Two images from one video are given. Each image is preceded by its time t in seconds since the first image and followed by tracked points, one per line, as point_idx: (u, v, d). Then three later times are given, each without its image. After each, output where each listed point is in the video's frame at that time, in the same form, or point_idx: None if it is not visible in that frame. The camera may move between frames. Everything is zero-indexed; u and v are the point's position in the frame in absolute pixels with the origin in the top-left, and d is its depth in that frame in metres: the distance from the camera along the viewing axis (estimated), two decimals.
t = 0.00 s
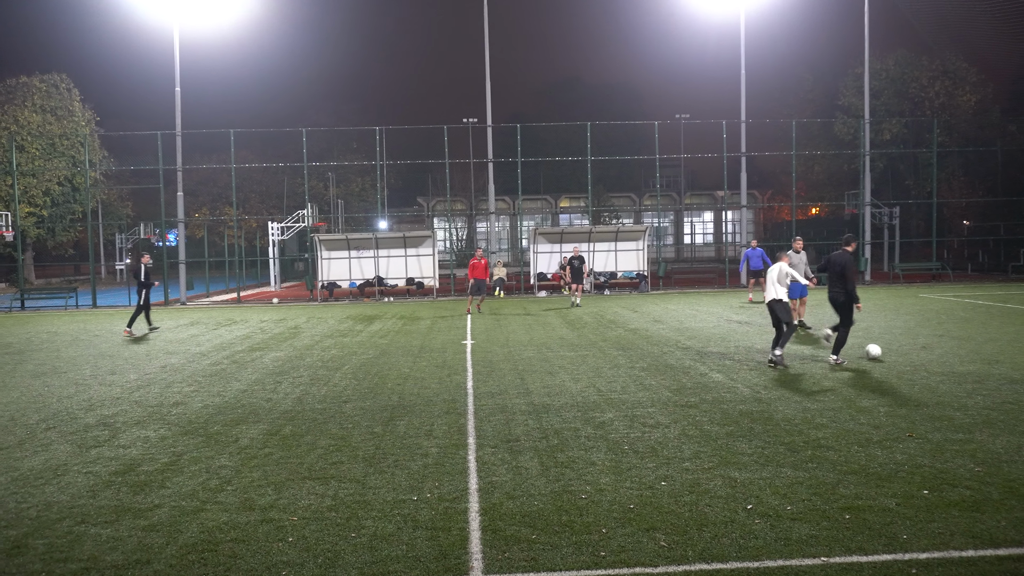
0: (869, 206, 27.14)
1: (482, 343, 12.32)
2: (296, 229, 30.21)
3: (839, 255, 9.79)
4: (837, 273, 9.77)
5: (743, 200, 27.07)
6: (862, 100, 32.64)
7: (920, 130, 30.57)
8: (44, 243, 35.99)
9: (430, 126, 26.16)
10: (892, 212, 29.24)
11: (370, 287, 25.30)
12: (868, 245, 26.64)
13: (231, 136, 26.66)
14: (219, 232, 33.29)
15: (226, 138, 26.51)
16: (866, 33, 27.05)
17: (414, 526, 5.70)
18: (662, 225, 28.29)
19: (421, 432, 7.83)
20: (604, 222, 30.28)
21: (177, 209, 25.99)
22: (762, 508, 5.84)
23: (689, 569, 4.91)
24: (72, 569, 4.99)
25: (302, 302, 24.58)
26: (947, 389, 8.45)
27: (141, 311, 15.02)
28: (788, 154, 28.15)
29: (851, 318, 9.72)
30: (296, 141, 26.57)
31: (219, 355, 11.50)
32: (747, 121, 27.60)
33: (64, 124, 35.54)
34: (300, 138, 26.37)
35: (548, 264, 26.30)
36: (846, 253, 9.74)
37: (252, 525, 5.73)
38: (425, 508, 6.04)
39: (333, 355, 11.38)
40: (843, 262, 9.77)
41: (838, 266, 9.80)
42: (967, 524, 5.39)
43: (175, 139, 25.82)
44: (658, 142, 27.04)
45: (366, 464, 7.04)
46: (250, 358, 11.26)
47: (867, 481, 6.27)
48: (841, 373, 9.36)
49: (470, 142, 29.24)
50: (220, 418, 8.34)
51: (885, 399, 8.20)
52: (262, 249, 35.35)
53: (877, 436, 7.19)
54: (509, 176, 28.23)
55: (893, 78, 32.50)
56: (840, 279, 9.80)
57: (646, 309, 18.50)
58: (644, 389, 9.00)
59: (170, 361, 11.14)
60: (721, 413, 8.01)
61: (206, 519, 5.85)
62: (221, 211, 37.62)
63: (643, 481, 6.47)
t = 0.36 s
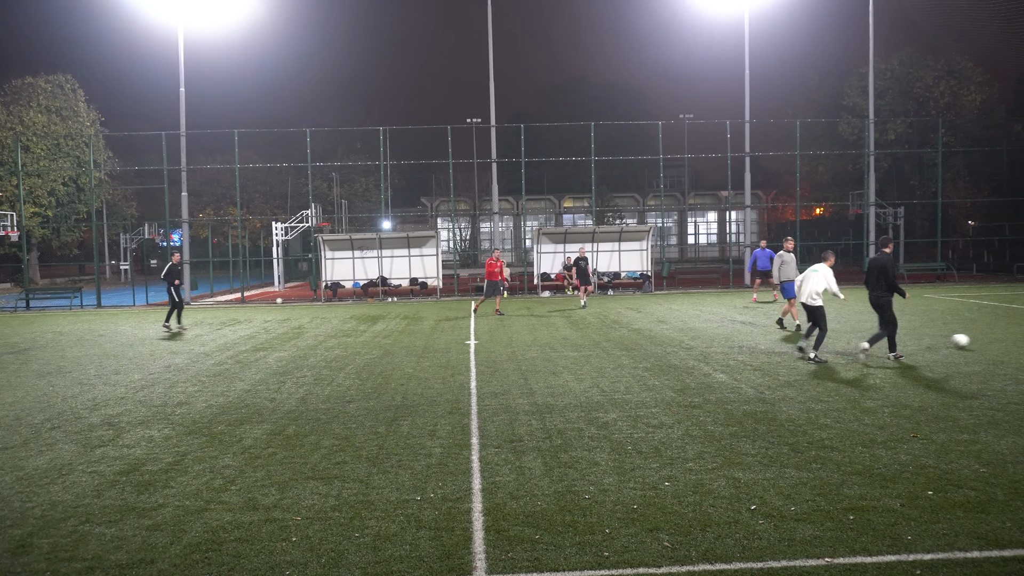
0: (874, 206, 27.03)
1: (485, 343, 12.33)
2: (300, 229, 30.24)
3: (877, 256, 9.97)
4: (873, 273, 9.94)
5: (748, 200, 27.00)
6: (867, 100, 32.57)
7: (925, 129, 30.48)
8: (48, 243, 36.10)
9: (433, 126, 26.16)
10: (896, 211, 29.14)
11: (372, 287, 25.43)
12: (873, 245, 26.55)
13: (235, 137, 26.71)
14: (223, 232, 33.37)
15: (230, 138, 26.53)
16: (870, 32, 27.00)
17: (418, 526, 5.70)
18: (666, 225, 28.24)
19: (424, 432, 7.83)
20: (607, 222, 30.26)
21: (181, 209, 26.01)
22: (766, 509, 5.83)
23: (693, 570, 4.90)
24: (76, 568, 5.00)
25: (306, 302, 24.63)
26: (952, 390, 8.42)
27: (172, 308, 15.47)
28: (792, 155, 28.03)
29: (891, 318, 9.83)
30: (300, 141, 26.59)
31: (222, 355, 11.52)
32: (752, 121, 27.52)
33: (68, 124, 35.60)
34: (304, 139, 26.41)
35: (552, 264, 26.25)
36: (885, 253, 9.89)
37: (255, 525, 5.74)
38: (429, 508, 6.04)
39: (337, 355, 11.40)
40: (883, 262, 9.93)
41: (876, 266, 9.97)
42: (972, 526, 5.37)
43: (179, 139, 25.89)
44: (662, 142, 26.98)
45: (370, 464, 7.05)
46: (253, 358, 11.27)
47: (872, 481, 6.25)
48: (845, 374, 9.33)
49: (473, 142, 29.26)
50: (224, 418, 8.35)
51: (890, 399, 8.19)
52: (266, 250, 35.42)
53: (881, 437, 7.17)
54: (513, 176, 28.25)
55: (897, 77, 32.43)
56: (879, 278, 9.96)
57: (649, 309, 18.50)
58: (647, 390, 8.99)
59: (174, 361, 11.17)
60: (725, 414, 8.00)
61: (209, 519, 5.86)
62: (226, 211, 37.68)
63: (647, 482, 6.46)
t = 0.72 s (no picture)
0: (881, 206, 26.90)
1: (492, 343, 12.33)
2: (307, 230, 30.33)
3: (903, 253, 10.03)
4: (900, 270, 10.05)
5: (755, 201, 26.89)
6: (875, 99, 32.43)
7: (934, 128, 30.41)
8: (57, 243, 36.34)
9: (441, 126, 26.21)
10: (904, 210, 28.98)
11: (381, 287, 25.41)
12: (881, 245, 26.47)
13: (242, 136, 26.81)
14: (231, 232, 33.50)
15: (237, 138, 26.65)
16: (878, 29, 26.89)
17: (425, 525, 5.71)
18: (673, 225, 28.18)
19: (431, 432, 7.84)
20: (614, 222, 30.30)
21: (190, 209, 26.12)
22: (773, 509, 5.82)
23: (700, 571, 4.89)
24: (87, 566, 5.03)
25: (313, 302, 24.72)
26: (960, 391, 8.38)
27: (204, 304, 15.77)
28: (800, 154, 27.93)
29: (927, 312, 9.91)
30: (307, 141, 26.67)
31: (230, 355, 11.56)
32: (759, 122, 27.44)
33: (77, 124, 35.83)
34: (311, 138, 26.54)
35: (558, 265, 26.26)
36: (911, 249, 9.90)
37: (263, 524, 5.76)
38: (436, 508, 6.05)
39: (344, 355, 11.43)
40: (909, 258, 9.97)
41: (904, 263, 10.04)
42: (982, 527, 5.34)
43: (187, 139, 26.03)
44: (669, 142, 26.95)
45: (377, 464, 7.06)
46: (261, 357, 11.30)
47: (880, 482, 6.23)
48: (853, 374, 9.30)
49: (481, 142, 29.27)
50: (231, 417, 8.38)
51: (899, 400, 8.15)
52: (273, 249, 35.56)
53: (889, 438, 7.14)
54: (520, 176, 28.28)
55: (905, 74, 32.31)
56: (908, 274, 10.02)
57: (655, 309, 18.49)
58: (655, 390, 8.98)
59: (182, 360, 11.22)
60: (732, 414, 7.98)
61: (218, 518, 5.88)
62: (233, 211, 37.84)
63: (654, 482, 6.46)
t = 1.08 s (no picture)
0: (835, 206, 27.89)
1: (452, 342, 12.32)
2: (266, 229, 30.06)
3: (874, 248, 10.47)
4: (871, 265, 10.48)
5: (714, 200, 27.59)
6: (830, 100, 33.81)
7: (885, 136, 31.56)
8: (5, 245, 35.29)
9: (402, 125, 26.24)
10: (857, 211, 30.12)
11: (340, 287, 25.30)
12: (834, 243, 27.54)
13: (199, 136, 26.46)
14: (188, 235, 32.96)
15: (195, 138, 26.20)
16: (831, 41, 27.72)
17: (384, 526, 5.66)
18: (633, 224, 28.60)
19: (390, 432, 7.79)
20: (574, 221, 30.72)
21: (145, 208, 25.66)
22: (729, 504, 5.90)
23: (658, 566, 4.93)
24: None
25: (271, 302, 24.51)
26: (909, 385, 8.64)
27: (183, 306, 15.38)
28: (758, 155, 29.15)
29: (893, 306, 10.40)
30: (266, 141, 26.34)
31: (185, 357, 11.34)
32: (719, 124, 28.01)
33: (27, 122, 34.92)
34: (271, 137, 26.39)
35: (519, 264, 26.48)
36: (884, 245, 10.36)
37: (218, 529, 5.64)
38: (395, 509, 6.00)
39: (303, 356, 11.30)
40: (881, 254, 10.42)
41: (875, 258, 10.49)
42: (928, 517, 5.49)
43: (143, 138, 25.61)
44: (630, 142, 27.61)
45: (335, 466, 6.99)
46: (217, 359, 11.11)
47: (833, 475, 6.37)
48: (807, 370, 9.51)
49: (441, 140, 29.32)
50: (186, 421, 8.21)
51: (851, 395, 8.34)
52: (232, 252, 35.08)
53: (841, 432, 7.31)
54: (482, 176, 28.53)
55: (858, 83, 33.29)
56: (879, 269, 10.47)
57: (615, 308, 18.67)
58: (614, 388, 9.05)
59: (134, 363, 10.97)
60: (689, 411, 8.09)
61: (170, 524, 5.75)
62: (191, 211, 37.30)
63: (613, 479, 6.50)
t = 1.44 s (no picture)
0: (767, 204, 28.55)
1: (392, 341, 12.21)
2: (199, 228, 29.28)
3: (799, 244, 10.76)
4: (798, 261, 10.80)
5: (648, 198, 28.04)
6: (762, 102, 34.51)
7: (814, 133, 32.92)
8: None
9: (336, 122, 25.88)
10: (788, 208, 30.72)
11: (277, 287, 24.88)
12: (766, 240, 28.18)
13: (127, 131, 25.56)
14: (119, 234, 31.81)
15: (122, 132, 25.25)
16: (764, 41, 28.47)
17: (324, 529, 5.56)
18: (571, 222, 28.68)
19: (330, 434, 7.68)
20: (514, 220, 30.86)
21: (69, 207, 24.66)
22: (668, 496, 6.00)
23: (599, 560, 4.96)
24: None
25: (205, 303, 23.91)
26: (838, 375, 8.95)
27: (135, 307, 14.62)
28: (692, 154, 29.62)
29: (820, 299, 10.78)
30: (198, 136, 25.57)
31: (113, 360, 10.94)
32: (654, 123, 28.36)
33: None
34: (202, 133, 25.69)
35: (459, 262, 26.41)
36: (808, 242, 10.64)
37: (152, 537, 5.47)
38: (336, 511, 5.91)
39: (239, 357, 11.04)
40: (806, 249, 10.72)
41: (801, 253, 10.79)
42: (857, 503, 5.68)
43: (66, 133, 24.61)
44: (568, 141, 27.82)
45: (274, 469, 6.85)
46: (148, 362, 10.77)
47: (767, 465, 6.54)
48: (742, 364, 9.74)
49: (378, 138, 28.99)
50: (117, 426, 7.93)
51: (784, 387, 8.59)
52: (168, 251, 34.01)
53: (774, 423, 7.51)
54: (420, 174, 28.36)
55: (790, 81, 34.46)
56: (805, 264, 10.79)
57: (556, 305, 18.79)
58: (555, 384, 9.13)
59: (59, 368, 10.53)
60: (628, 406, 8.20)
61: (100, 534, 5.54)
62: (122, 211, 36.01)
63: (554, 475, 6.54)
